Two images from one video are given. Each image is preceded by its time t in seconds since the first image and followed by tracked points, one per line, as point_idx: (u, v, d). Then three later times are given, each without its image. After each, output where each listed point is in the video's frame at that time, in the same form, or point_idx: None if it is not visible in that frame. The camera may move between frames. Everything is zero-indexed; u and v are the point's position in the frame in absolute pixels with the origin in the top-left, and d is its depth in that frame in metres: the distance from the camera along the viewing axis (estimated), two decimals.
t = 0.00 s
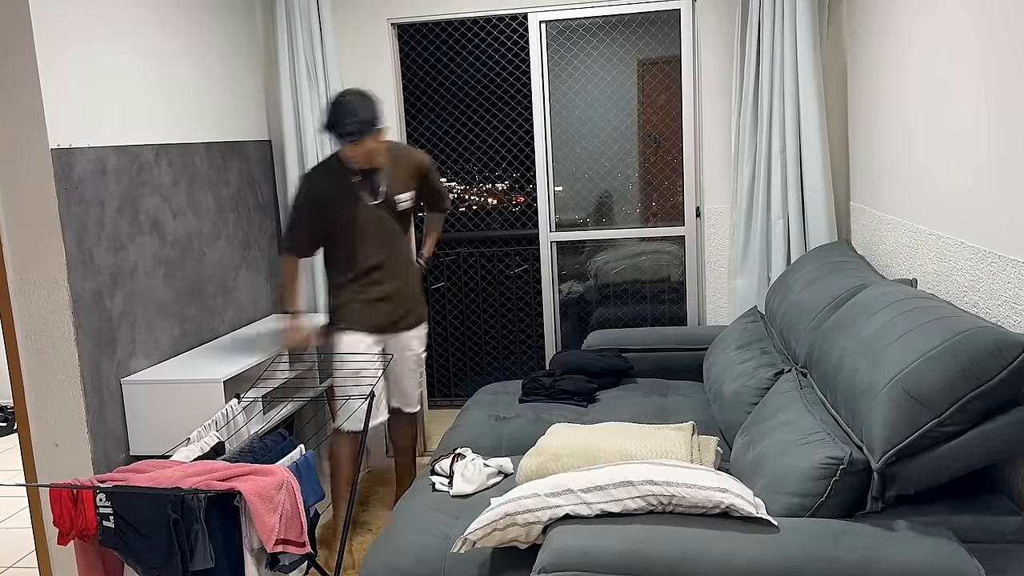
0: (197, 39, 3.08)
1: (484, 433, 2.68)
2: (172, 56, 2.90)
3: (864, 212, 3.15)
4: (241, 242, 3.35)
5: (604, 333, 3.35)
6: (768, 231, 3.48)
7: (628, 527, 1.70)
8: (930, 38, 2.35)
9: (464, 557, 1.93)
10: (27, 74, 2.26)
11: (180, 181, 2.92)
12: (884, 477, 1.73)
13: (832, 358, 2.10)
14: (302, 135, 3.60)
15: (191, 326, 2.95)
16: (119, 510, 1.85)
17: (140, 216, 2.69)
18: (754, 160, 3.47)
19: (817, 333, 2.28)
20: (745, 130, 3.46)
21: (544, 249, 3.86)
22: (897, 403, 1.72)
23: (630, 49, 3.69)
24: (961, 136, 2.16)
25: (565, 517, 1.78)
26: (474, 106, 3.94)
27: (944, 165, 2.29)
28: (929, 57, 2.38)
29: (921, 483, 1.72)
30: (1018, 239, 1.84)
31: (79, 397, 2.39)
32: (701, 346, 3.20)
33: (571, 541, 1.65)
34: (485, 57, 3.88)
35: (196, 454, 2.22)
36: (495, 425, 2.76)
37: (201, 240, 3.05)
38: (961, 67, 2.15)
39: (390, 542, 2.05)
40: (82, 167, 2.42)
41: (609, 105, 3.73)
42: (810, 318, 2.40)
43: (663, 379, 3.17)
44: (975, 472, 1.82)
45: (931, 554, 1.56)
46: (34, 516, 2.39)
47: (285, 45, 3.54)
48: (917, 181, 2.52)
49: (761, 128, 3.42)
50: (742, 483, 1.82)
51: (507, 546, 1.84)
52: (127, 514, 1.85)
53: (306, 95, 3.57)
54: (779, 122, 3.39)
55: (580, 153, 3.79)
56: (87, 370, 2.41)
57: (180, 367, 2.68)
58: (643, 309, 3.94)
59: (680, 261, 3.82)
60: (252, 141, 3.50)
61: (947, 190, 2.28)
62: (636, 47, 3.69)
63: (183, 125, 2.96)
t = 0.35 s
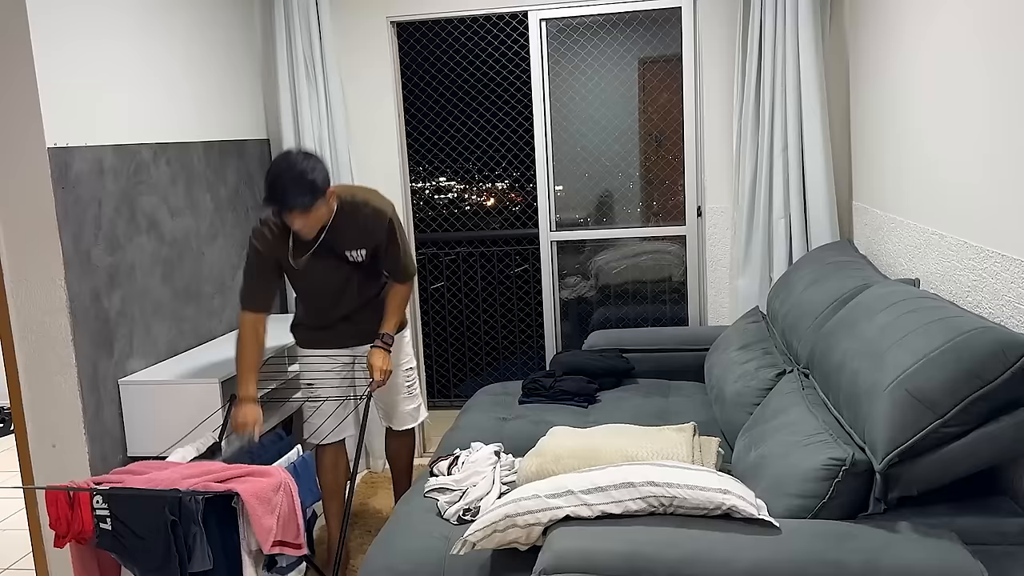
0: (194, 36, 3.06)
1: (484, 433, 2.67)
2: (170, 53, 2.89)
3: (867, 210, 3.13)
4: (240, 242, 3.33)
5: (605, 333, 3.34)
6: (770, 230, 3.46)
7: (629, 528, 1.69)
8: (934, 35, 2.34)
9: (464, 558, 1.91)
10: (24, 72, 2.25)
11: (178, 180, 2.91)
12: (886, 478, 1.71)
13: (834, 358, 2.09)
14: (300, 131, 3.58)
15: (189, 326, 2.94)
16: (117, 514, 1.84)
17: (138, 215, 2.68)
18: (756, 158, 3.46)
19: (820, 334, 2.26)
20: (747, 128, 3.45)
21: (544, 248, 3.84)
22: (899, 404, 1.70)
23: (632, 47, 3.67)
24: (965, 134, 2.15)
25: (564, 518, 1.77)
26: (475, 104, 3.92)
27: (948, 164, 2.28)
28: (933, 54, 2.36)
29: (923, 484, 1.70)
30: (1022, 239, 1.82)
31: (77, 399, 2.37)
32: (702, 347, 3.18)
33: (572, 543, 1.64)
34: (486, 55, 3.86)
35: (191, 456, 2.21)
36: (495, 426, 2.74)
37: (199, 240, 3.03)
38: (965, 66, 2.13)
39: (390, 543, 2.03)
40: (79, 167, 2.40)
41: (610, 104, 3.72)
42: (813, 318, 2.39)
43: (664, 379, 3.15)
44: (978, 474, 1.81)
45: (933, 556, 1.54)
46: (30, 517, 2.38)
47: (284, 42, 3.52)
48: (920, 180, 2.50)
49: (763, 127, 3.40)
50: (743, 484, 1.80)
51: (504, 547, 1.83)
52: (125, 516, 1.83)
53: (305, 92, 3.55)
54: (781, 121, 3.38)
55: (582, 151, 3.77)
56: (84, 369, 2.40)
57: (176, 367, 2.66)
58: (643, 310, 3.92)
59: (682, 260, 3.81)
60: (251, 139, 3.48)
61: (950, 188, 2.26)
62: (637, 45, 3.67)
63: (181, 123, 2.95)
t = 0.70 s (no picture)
0: (193, 34, 3.05)
1: (485, 434, 2.65)
2: (169, 51, 2.88)
3: (869, 210, 3.12)
4: (237, 242, 3.32)
5: (606, 333, 3.32)
6: (772, 230, 3.45)
7: (630, 530, 1.67)
8: (936, 33, 2.33)
9: (464, 560, 1.89)
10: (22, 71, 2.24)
11: (176, 180, 2.89)
12: (889, 480, 1.70)
13: (837, 358, 2.07)
14: (298, 130, 3.57)
15: (187, 326, 2.92)
16: (114, 516, 1.82)
17: (135, 215, 2.66)
18: (758, 158, 3.44)
19: (822, 333, 2.25)
20: (749, 127, 3.43)
21: (544, 248, 3.83)
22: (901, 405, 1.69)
23: (632, 45, 3.66)
24: (967, 133, 2.14)
25: (566, 521, 1.75)
26: (475, 104, 3.91)
27: (949, 163, 2.27)
28: (934, 52, 2.35)
29: (926, 486, 1.69)
30: None
31: (73, 399, 2.36)
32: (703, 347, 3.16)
33: (572, 544, 1.62)
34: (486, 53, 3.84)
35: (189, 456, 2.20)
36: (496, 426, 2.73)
37: (197, 239, 3.02)
38: (966, 64, 2.12)
39: (389, 545, 2.02)
40: (76, 167, 2.39)
41: (611, 102, 3.70)
42: (814, 318, 2.37)
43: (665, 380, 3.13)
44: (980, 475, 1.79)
45: (936, 558, 1.53)
46: (27, 519, 2.36)
47: (283, 41, 3.51)
48: (922, 179, 2.49)
49: (765, 126, 3.39)
50: (745, 486, 1.79)
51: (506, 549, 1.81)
52: (121, 519, 1.82)
53: (304, 91, 3.54)
54: (782, 120, 3.37)
55: (582, 150, 3.76)
56: (82, 369, 2.38)
57: (174, 368, 2.65)
58: (645, 310, 3.91)
59: (683, 259, 3.79)
60: (249, 138, 3.47)
61: (953, 188, 2.25)
62: (638, 44, 3.65)
63: (180, 122, 2.94)
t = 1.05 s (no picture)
0: (192, 32, 3.03)
1: (485, 434, 2.64)
2: (166, 50, 2.86)
3: (871, 209, 3.10)
4: (235, 241, 3.30)
5: (607, 333, 3.31)
6: (774, 230, 3.44)
7: (630, 531, 1.66)
8: (938, 31, 2.31)
9: (463, 562, 1.88)
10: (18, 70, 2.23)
11: (174, 178, 2.88)
12: (891, 481, 1.68)
13: (839, 359, 2.06)
14: (297, 128, 3.56)
15: (185, 326, 2.91)
16: (112, 517, 1.81)
17: (133, 214, 2.65)
18: (760, 157, 3.43)
19: (824, 334, 2.23)
20: (750, 126, 3.42)
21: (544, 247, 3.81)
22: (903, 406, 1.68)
23: (633, 43, 3.64)
24: (970, 132, 2.12)
25: (566, 522, 1.73)
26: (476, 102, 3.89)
27: (952, 162, 2.25)
28: (936, 50, 2.34)
29: (929, 487, 1.68)
30: None
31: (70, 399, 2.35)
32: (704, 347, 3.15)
33: (572, 546, 1.61)
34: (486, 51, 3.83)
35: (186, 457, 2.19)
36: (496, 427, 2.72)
37: (195, 238, 3.01)
38: (969, 62, 2.11)
39: (388, 546, 2.00)
40: (73, 165, 2.38)
41: (612, 101, 3.69)
42: (816, 318, 2.36)
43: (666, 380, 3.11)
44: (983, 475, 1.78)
45: (939, 559, 1.52)
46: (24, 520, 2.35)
47: (282, 39, 3.50)
48: (924, 179, 2.48)
49: (766, 125, 3.37)
50: (746, 487, 1.77)
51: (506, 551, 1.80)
52: (120, 520, 1.81)
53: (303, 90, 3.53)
54: (783, 119, 3.35)
55: (583, 149, 3.74)
56: (79, 369, 2.37)
57: (173, 368, 2.64)
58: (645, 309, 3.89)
59: (684, 259, 3.78)
60: (248, 137, 3.46)
61: (955, 186, 2.23)
62: (639, 42, 3.64)
63: (178, 120, 2.93)
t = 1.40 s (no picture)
0: (190, 30, 3.02)
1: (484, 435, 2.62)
2: (165, 49, 2.85)
3: (873, 209, 3.09)
4: (234, 241, 3.29)
5: (607, 333, 3.29)
6: (775, 230, 3.42)
7: (630, 532, 1.64)
8: (940, 29, 2.30)
9: (462, 564, 1.86)
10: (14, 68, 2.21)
11: (172, 178, 2.87)
12: (894, 482, 1.66)
13: (841, 359, 2.04)
14: (297, 128, 3.55)
15: (183, 327, 2.89)
16: (110, 519, 1.79)
17: (130, 213, 2.63)
18: (761, 156, 3.41)
19: (826, 334, 2.22)
20: (751, 125, 3.41)
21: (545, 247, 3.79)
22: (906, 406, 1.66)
23: (634, 42, 3.63)
24: (972, 130, 2.11)
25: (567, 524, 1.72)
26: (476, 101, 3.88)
27: (954, 161, 2.24)
28: (938, 49, 2.33)
29: (932, 488, 1.66)
30: None
31: (66, 399, 2.34)
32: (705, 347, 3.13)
33: (572, 547, 1.59)
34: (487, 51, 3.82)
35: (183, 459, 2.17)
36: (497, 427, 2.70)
37: (194, 238, 2.99)
38: (971, 60, 2.10)
39: (387, 548, 1.98)
40: (70, 164, 2.36)
41: (612, 100, 3.68)
42: (818, 318, 2.34)
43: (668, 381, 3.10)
44: (987, 477, 1.76)
45: (943, 561, 1.50)
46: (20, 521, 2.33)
47: (282, 39, 3.49)
48: (927, 178, 2.46)
49: (767, 123, 3.36)
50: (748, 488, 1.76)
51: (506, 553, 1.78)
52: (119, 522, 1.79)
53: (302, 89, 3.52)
54: (785, 117, 3.34)
55: (583, 149, 3.73)
56: (76, 369, 2.36)
57: (171, 368, 2.62)
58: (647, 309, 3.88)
59: (685, 259, 3.76)
60: (247, 136, 3.45)
61: (958, 185, 2.22)
62: (640, 41, 3.62)
63: (177, 119, 2.92)
